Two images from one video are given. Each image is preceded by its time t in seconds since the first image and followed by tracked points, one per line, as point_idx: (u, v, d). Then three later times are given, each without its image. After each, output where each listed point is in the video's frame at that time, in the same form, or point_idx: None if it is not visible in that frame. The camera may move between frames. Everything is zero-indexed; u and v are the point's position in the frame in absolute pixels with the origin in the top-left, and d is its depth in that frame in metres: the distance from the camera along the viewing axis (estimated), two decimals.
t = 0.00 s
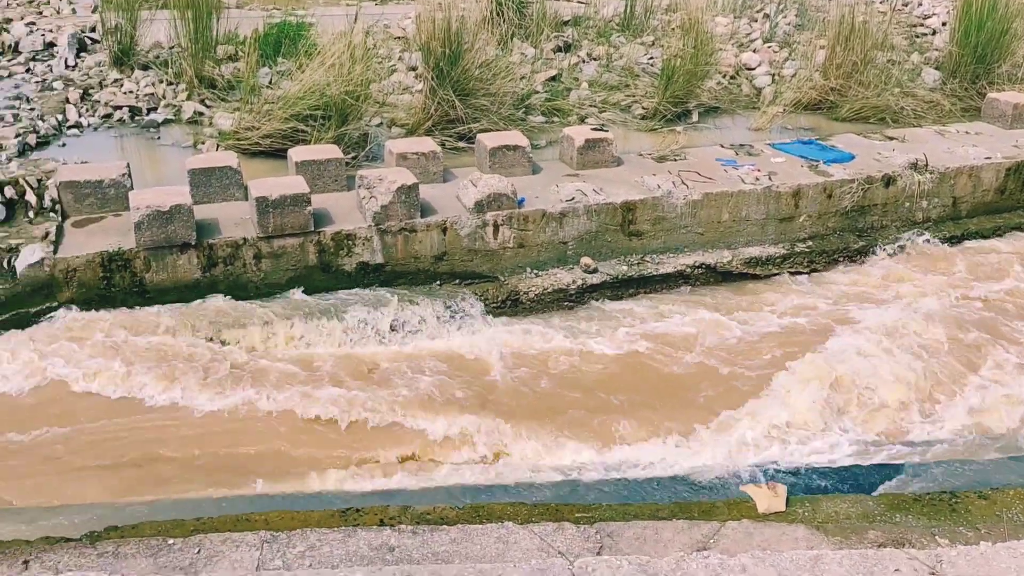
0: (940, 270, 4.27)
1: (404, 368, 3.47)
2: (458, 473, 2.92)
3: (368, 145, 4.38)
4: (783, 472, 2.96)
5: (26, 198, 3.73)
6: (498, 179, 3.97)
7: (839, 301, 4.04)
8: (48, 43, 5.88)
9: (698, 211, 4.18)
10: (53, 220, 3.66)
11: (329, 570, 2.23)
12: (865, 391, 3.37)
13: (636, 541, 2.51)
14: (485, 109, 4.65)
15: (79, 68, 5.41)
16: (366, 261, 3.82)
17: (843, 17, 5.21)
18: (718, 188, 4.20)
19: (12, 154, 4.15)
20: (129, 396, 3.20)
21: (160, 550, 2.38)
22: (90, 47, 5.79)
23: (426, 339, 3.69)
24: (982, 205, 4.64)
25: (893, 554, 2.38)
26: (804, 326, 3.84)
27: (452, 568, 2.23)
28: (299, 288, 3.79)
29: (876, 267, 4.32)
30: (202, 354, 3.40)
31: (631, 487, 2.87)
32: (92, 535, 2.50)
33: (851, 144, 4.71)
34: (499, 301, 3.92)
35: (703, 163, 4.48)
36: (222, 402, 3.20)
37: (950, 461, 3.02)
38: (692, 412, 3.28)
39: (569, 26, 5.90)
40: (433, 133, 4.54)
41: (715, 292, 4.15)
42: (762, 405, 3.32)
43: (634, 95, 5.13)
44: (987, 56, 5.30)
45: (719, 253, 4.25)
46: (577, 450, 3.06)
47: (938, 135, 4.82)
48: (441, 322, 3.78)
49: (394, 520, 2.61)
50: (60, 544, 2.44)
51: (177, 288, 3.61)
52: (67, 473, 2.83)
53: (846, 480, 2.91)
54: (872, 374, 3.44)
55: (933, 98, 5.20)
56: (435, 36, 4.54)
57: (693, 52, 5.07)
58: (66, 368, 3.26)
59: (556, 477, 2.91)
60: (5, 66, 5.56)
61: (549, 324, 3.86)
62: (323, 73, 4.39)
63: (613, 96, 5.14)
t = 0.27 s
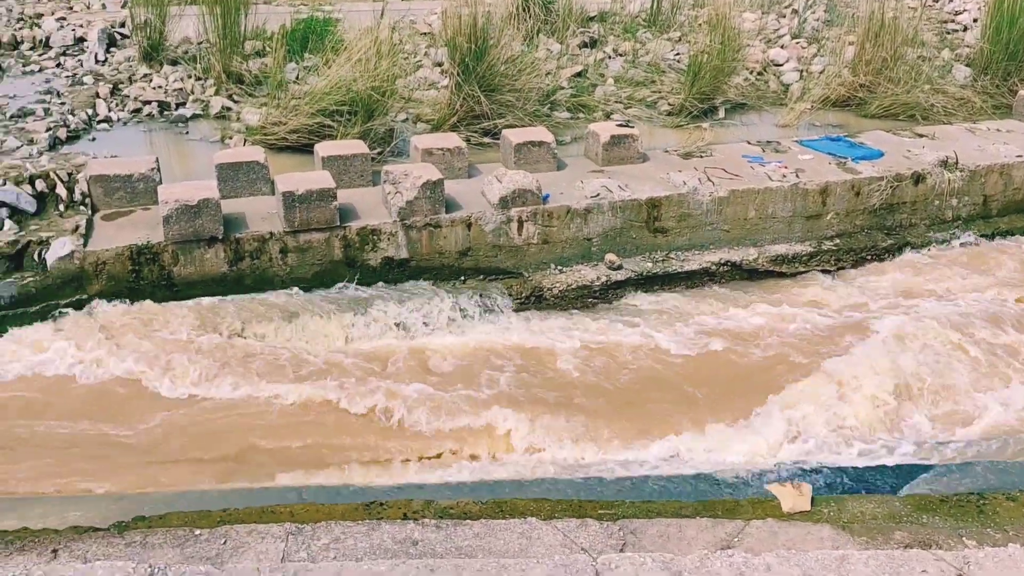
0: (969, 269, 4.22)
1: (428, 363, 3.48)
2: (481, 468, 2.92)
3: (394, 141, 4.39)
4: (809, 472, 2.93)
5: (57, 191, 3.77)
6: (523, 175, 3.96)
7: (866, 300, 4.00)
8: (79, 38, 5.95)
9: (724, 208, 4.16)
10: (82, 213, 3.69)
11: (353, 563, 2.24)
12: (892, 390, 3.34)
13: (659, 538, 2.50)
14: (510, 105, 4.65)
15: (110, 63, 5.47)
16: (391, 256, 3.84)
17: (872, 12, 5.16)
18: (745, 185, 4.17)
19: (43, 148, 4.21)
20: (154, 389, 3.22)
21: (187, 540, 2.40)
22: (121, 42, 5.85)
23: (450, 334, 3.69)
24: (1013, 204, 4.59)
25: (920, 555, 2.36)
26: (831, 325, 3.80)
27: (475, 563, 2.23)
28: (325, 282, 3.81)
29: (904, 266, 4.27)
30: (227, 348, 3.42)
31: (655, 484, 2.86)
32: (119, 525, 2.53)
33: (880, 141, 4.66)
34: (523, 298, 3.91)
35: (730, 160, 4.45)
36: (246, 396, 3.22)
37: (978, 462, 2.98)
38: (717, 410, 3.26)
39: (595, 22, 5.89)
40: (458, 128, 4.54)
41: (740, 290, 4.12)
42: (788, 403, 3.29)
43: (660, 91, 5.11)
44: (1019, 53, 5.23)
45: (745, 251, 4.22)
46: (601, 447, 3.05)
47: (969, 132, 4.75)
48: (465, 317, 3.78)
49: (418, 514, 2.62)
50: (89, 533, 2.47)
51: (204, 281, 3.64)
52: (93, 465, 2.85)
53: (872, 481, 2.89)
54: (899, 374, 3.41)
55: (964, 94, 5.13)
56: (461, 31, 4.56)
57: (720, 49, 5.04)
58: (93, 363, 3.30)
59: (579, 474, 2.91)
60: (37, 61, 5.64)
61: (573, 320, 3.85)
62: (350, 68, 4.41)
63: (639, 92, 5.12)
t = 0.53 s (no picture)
0: (998, 269, 4.17)
1: (451, 358, 3.48)
2: (504, 463, 2.92)
3: (419, 137, 4.40)
4: (834, 471, 2.91)
5: (86, 184, 3.82)
6: (548, 171, 3.96)
7: (893, 299, 3.96)
8: (109, 34, 6.02)
9: (750, 206, 4.13)
10: (112, 206, 3.74)
11: (377, 555, 2.24)
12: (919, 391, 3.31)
13: (682, 537, 2.50)
14: (535, 101, 4.65)
15: (139, 59, 5.53)
16: (416, 252, 3.85)
17: (902, 9, 5.10)
18: (771, 183, 4.15)
19: (73, 142, 4.26)
20: (179, 379, 3.24)
21: (213, 532, 2.43)
22: (149, 38, 5.91)
23: (474, 330, 3.70)
24: None
25: (946, 556, 2.33)
26: (857, 324, 3.77)
27: (498, 558, 2.22)
28: (350, 278, 3.83)
29: (932, 266, 4.22)
30: (252, 341, 3.44)
31: (678, 482, 2.85)
32: (147, 516, 2.56)
33: (908, 139, 4.61)
34: (546, 294, 3.91)
35: (756, 157, 4.42)
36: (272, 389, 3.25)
37: (1007, 464, 2.95)
38: (741, 409, 3.25)
39: (620, 18, 5.87)
40: (483, 125, 4.55)
41: (765, 288, 4.09)
42: (813, 403, 3.26)
43: (686, 87, 5.09)
44: None
45: (771, 249, 4.19)
46: (623, 444, 3.05)
47: (999, 130, 4.69)
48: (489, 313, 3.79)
49: (441, 509, 2.63)
50: (116, 524, 2.49)
51: (231, 276, 3.67)
52: (120, 456, 2.87)
53: (898, 481, 2.86)
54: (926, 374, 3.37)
55: (995, 92, 5.07)
56: (486, 28, 4.56)
57: (746, 45, 5.01)
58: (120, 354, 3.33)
59: (602, 470, 2.90)
60: (67, 56, 5.70)
61: (597, 317, 3.84)
62: (375, 65, 4.42)
63: (665, 88, 5.09)
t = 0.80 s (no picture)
0: None
1: (475, 354, 3.49)
2: (527, 459, 2.92)
3: (444, 133, 4.40)
4: (860, 472, 2.89)
5: (116, 180, 3.85)
6: (573, 168, 3.95)
7: (921, 299, 3.91)
8: (138, 30, 6.08)
9: (776, 204, 4.10)
10: (140, 202, 3.77)
11: (401, 550, 2.25)
12: (947, 391, 3.27)
13: (706, 535, 2.49)
14: (561, 98, 4.64)
15: (167, 55, 5.59)
16: (440, 248, 3.86)
17: (932, 5, 5.03)
18: (798, 180, 4.11)
19: (102, 138, 4.31)
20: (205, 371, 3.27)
21: (239, 524, 2.45)
22: (178, 35, 5.96)
23: (498, 326, 3.70)
24: None
25: (975, 559, 2.30)
26: (884, 324, 3.73)
27: (522, 555, 2.22)
28: (374, 274, 3.85)
29: (962, 265, 4.17)
30: (277, 335, 3.46)
31: (701, 481, 2.84)
32: (174, 508, 2.59)
33: (938, 137, 4.56)
34: (570, 291, 3.91)
35: (783, 154, 4.38)
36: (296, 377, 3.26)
37: None
38: (766, 407, 3.23)
39: (646, 15, 5.85)
40: (508, 121, 4.55)
41: (791, 287, 4.06)
42: (840, 402, 3.24)
43: (712, 84, 5.06)
44: None
45: (797, 247, 4.16)
46: (646, 441, 3.04)
47: None
48: (513, 311, 3.78)
49: (464, 505, 2.64)
50: (144, 515, 2.52)
51: (257, 271, 3.70)
52: (147, 447, 2.90)
53: (926, 483, 2.83)
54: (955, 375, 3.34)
55: None
56: (512, 24, 4.56)
57: (773, 42, 4.97)
58: (148, 348, 3.37)
59: (625, 468, 2.90)
60: (97, 52, 5.77)
61: (622, 315, 3.82)
62: (401, 61, 4.43)
63: (691, 85, 5.07)
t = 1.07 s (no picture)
0: None
1: (499, 351, 3.49)
2: (551, 457, 2.92)
3: (469, 130, 4.40)
4: (887, 472, 2.86)
5: (144, 176, 3.87)
6: (598, 165, 3.94)
7: (950, 298, 3.87)
8: (167, 28, 6.14)
9: (803, 201, 4.07)
10: (169, 198, 3.81)
11: (427, 545, 2.26)
12: (977, 391, 3.23)
13: (732, 534, 2.47)
14: (586, 94, 4.63)
15: (196, 53, 5.64)
16: (465, 245, 3.86)
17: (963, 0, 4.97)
18: (825, 178, 4.08)
19: (131, 135, 4.36)
20: (233, 366, 3.30)
21: (266, 518, 2.47)
22: (206, 33, 6.02)
23: (522, 323, 3.70)
24: None
25: (1006, 561, 2.27)
26: (913, 323, 3.69)
27: (547, 551, 2.22)
28: (399, 271, 3.86)
29: (992, 264, 4.12)
30: (304, 331, 3.48)
31: (727, 480, 2.83)
32: (202, 502, 2.61)
33: (969, 134, 4.50)
34: (594, 289, 3.89)
35: (810, 151, 4.35)
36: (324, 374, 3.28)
37: None
38: (792, 406, 3.20)
39: (672, 11, 5.82)
40: (533, 118, 4.54)
41: (818, 285, 4.03)
42: (868, 401, 3.20)
43: (739, 81, 5.03)
44: None
45: (824, 245, 4.12)
46: (671, 439, 3.03)
47: None
48: (537, 308, 3.77)
49: (489, 502, 2.65)
50: (173, 508, 2.55)
51: (283, 267, 3.73)
52: (174, 440, 2.93)
53: (955, 484, 2.80)
54: (986, 374, 3.29)
55: None
56: (537, 22, 4.56)
57: (801, 38, 4.94)
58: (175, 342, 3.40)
59: (650, 466, 2.89)
60: (126, 50, 5.83)
61: (647, 312, 3.81)
62: (426, 58, 4.45)
63: (717, 81, 5.04)
